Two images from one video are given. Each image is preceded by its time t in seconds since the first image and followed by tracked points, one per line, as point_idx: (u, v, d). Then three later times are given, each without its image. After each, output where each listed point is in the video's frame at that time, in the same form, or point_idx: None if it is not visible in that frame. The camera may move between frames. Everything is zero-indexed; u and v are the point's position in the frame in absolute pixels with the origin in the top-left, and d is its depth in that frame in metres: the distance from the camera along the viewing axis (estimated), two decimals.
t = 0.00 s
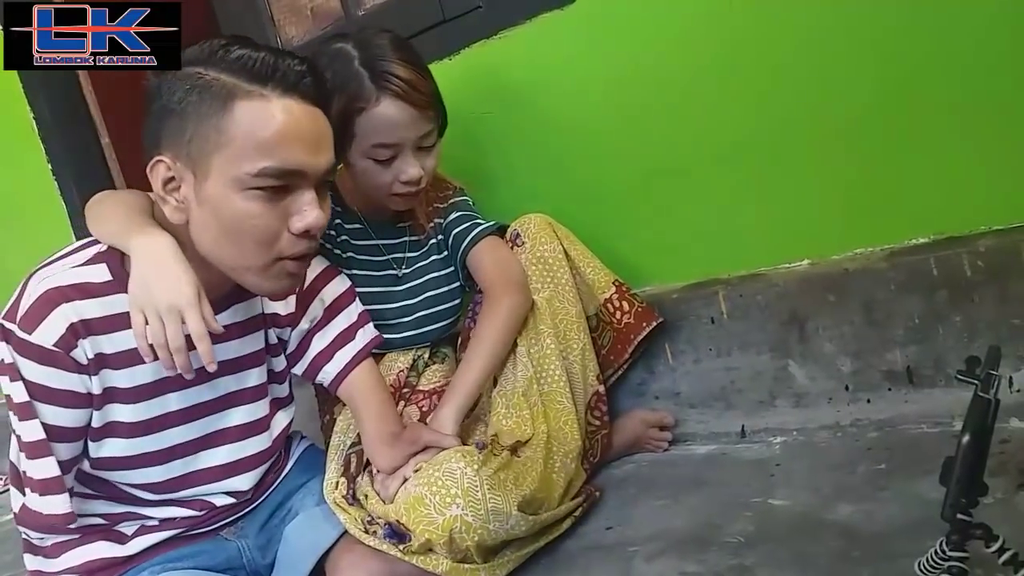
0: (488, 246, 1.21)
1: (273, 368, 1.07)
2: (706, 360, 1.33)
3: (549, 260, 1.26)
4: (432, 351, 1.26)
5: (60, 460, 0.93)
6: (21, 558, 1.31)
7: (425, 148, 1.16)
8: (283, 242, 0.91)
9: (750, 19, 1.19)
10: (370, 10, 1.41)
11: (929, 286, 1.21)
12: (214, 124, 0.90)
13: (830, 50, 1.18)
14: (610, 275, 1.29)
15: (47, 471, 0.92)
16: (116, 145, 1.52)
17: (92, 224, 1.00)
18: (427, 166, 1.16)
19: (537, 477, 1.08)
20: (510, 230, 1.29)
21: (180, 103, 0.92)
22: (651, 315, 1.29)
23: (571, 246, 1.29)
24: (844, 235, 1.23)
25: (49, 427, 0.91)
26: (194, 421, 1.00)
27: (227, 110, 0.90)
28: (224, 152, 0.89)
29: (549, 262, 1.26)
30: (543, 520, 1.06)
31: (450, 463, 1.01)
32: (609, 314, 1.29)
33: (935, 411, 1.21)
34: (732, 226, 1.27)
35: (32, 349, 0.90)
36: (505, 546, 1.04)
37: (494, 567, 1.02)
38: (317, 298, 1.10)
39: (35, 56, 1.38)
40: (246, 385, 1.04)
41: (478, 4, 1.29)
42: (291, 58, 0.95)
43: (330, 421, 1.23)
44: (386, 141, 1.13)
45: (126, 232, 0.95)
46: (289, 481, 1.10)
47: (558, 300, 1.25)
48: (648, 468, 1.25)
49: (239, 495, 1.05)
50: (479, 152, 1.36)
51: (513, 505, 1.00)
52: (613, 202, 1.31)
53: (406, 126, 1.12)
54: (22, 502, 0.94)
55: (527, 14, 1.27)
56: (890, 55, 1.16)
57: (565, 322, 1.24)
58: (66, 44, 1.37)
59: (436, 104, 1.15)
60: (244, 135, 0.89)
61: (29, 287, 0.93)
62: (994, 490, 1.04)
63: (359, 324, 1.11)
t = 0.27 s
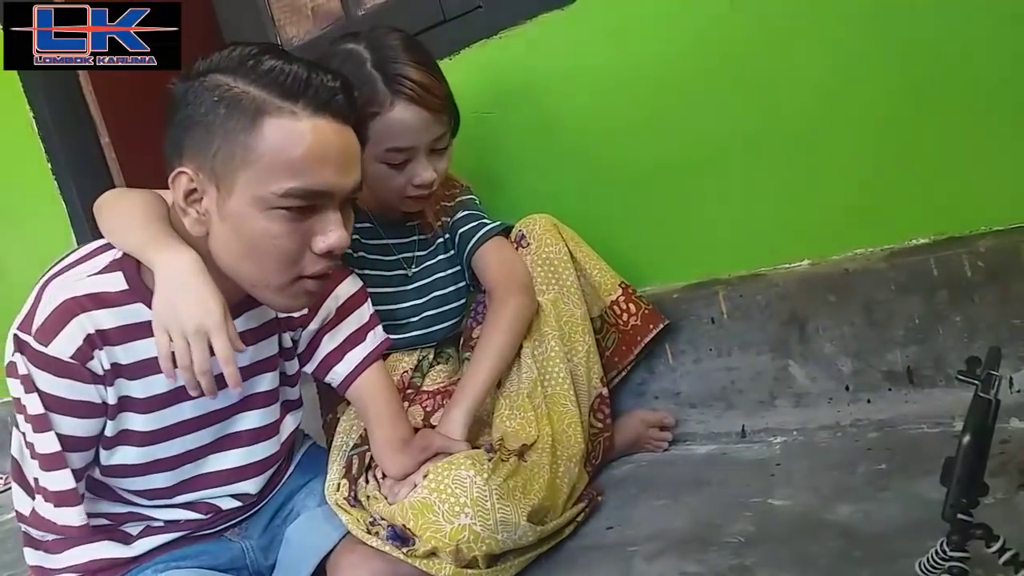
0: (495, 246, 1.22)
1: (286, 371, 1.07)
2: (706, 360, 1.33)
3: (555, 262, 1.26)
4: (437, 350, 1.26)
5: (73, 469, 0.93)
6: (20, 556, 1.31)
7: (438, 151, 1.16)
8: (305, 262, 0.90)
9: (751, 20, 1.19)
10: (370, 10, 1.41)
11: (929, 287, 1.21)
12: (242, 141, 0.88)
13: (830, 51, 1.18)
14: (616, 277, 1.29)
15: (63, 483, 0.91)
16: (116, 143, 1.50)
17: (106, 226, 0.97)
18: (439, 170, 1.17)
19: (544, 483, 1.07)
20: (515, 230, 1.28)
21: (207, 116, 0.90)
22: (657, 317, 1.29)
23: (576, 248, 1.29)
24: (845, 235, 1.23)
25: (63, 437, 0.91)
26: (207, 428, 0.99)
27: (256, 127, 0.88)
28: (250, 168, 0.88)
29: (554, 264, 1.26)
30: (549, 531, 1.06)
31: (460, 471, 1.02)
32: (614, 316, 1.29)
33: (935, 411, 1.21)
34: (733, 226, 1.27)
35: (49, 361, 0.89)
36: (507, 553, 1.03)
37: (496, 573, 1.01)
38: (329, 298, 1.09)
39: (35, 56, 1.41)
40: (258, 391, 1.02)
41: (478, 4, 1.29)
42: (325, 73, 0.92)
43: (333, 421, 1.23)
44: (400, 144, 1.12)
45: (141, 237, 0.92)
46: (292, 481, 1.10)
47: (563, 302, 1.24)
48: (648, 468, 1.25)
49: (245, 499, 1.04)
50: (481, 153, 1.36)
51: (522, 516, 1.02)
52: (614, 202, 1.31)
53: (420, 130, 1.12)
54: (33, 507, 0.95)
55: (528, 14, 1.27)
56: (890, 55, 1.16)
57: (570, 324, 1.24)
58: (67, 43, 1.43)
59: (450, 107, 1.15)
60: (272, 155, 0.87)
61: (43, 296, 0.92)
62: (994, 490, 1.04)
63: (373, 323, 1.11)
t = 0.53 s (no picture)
0: (502, 247, 1.21)
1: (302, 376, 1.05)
2: (709, 360, 1.32)
3: (560, 262, 1.25)
4: (442, 351, 1.27)
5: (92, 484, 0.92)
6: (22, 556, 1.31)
7: (451, 153, 1.15)
8: (335, 288, 0.88)
9: (751, 18, 1.19)
10: (371, 9, 1.41)
11: (932, 286, 1.20)
12: (276, 166, 0.85)
13: (831, 50, 1.17)
14: (623, 278, 1.29)
15: (83, 502, 0.90)
16: (116, 143, 1.47)
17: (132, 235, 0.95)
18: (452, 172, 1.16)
19: (551, 489, 1.07)
20: (519, 230, 1.29)
21: (239, 135, 0.86)
22: (664, 318, 1.29)
23: (581, 248, 1.28)
24: (846, 234, 1.23)
25: (84, 454, 0.90)
26: (224, 436, 0.98)
27: (293, 155, 0.84)
28: (283, 196, 0.85)
29: (559, 264, 1.25)
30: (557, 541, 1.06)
31: (469, 479, 1.02)
32: (618, 317, 1.29)
33: (937, 411, 1.20)
34: (734, 226, 1.27)
35: (75, 380, 0.87)
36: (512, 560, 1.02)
37: None
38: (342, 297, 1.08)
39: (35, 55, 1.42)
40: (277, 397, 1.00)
41: (480, 3, 1.29)
42: (369, 96, 0.88)
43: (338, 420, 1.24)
44: (413, 146, 1.11)
45: (166, 249, 0.90)
46: (294, 483, 1.10)
47: (568, 303, 1.24)
48: (650, 469, 1.24)
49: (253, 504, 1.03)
50: (484, 152, 1.36)
51: (530, 527, 1.01)
52: (615, 202, 1.31)
53: (435, 132, 1.11)
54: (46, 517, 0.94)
55: (529, 13, 1.27)
56: (891, 54, 1.16)
57: (576, 325, 1.23)
58: (68, 44, 1.43)
59: (463, 109, 1.14)
60: (308, 186, 0.84)
61: (67, 311, 0.89)
62: (997, 490, 1.04)
63: (385, 323, 1.10)
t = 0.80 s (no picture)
0: (506, 249, 1.21)
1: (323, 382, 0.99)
2: (708, 360, 1.32)
3: (563, 264, 1.26)
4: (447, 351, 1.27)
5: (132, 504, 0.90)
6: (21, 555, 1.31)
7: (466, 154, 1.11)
8: (395, 328, 0.82)
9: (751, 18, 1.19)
10: (370, 9, 1.40)
11: (931, 287, 1.21)
12: (340, 204, 0.77)
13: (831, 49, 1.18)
14: (625, 279, 1.29)
15: (128, 532, 0.87)
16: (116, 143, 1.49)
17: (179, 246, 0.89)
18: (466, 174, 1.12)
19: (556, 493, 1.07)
20: (522, 230, 1.29)
21: (302, 171, 0.78)
22: (665, 319, 1.29)
23: (582, 249, 1.29)
24: (847, 235, 1.23)
25: (130, 480, 0.88)
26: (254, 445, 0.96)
27: (359, 199, 0.76)
28: (346, 238, 0.77)
29: (563, 266, 1.26)
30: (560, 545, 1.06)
31: (472, 486, 1.01)
32: (620, 319, 1.29)
33: (937, 411, 1.20)
34: (735, 226, 1.27)
35: (128, 413, 0.84)
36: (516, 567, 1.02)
37: None
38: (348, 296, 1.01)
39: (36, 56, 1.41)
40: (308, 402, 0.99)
41: (480, 3, 1.29)
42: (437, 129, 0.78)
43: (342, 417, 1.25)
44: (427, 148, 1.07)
45: (218, 276, 0.83)
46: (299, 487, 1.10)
47: (570, 305, 1.25)
48: (650, 469, 1.24)
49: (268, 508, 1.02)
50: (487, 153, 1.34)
51: (534, 533, 1.01)
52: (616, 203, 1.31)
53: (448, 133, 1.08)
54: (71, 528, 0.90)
55: (529, 12, 1.27)
56: (891, 54, 1.16)
57: (578, 326, 1.24)
58: (66, 44, 1.43)
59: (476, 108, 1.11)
60: (372, 230, 0.76)
61: (125, 336, 0.85)
62: (996, 491, 1.04)
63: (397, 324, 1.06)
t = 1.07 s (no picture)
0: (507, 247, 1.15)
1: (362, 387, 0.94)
2: (708, 360, 1.33)
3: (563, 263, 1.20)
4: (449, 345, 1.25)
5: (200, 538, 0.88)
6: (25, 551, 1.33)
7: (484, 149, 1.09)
8: (517, 383, 0.79)
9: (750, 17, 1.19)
10: (371, 8, 1.40)
11: (931, 287, 1.22)
12: (478, 259, 0.74)
13: (831, 48, 1.17)
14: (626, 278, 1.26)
15: None
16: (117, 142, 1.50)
17: (285, 268, 0.82)
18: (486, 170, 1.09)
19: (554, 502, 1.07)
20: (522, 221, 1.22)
21: (441, 226, 0.75)
22: (666, 319, 1.29)
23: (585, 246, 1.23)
24: (848, 234, 1.23)
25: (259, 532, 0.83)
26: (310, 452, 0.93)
27: (495, 257, 0.74)
28: (482, 292, 0.75)
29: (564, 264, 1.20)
30: (560, 551, 1.08)
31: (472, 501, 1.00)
32: (621, 318, 1.28)
33: (938, 411, 1.22)
34: (736, 225, 1.27)
35: (278, 468, 0.79)
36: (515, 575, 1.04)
37: None
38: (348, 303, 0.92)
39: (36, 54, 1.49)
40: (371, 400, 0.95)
41: (480, 2, 1.29)
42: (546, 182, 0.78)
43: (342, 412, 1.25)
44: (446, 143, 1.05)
45: (341, 309, 0.76)
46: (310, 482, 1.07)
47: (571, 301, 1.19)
48: (650, 468, 1.25)
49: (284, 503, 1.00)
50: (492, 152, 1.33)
51: (535, 544, 1.03)
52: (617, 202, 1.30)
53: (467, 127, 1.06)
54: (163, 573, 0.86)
55: (529, 12, 1.27)
56: (891, 52, 1.16)
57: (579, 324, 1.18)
58: (65, 42, 1.49)
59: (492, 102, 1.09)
60: (506, 289, 0.75)
61: (253, 377, 0.78)
62: (996, 491, 1.04)
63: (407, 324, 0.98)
